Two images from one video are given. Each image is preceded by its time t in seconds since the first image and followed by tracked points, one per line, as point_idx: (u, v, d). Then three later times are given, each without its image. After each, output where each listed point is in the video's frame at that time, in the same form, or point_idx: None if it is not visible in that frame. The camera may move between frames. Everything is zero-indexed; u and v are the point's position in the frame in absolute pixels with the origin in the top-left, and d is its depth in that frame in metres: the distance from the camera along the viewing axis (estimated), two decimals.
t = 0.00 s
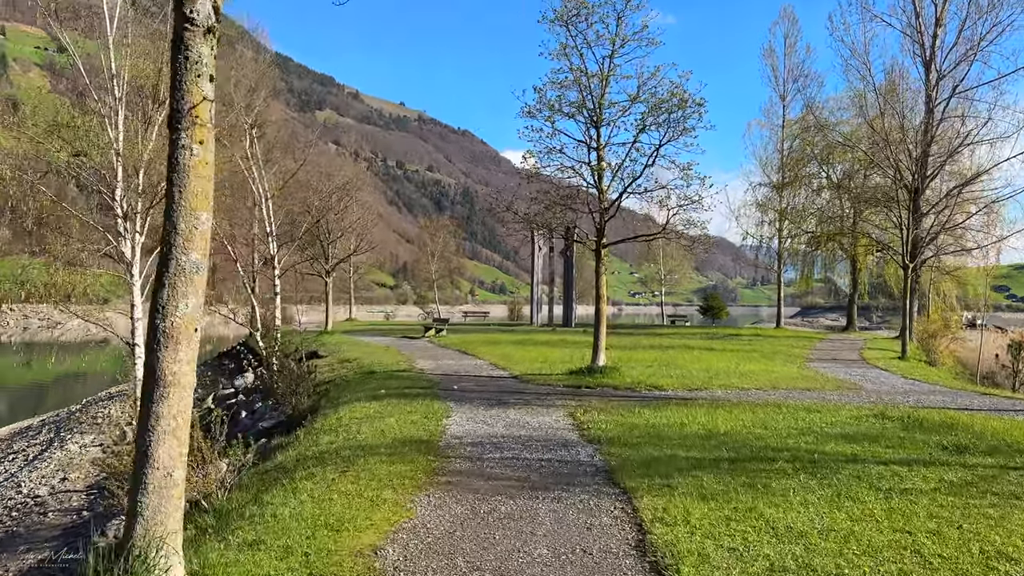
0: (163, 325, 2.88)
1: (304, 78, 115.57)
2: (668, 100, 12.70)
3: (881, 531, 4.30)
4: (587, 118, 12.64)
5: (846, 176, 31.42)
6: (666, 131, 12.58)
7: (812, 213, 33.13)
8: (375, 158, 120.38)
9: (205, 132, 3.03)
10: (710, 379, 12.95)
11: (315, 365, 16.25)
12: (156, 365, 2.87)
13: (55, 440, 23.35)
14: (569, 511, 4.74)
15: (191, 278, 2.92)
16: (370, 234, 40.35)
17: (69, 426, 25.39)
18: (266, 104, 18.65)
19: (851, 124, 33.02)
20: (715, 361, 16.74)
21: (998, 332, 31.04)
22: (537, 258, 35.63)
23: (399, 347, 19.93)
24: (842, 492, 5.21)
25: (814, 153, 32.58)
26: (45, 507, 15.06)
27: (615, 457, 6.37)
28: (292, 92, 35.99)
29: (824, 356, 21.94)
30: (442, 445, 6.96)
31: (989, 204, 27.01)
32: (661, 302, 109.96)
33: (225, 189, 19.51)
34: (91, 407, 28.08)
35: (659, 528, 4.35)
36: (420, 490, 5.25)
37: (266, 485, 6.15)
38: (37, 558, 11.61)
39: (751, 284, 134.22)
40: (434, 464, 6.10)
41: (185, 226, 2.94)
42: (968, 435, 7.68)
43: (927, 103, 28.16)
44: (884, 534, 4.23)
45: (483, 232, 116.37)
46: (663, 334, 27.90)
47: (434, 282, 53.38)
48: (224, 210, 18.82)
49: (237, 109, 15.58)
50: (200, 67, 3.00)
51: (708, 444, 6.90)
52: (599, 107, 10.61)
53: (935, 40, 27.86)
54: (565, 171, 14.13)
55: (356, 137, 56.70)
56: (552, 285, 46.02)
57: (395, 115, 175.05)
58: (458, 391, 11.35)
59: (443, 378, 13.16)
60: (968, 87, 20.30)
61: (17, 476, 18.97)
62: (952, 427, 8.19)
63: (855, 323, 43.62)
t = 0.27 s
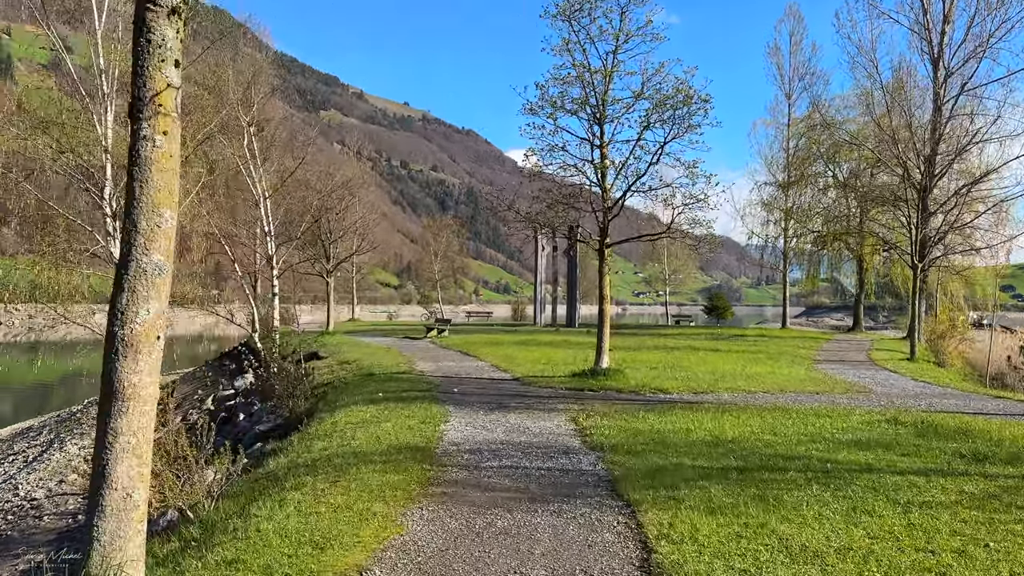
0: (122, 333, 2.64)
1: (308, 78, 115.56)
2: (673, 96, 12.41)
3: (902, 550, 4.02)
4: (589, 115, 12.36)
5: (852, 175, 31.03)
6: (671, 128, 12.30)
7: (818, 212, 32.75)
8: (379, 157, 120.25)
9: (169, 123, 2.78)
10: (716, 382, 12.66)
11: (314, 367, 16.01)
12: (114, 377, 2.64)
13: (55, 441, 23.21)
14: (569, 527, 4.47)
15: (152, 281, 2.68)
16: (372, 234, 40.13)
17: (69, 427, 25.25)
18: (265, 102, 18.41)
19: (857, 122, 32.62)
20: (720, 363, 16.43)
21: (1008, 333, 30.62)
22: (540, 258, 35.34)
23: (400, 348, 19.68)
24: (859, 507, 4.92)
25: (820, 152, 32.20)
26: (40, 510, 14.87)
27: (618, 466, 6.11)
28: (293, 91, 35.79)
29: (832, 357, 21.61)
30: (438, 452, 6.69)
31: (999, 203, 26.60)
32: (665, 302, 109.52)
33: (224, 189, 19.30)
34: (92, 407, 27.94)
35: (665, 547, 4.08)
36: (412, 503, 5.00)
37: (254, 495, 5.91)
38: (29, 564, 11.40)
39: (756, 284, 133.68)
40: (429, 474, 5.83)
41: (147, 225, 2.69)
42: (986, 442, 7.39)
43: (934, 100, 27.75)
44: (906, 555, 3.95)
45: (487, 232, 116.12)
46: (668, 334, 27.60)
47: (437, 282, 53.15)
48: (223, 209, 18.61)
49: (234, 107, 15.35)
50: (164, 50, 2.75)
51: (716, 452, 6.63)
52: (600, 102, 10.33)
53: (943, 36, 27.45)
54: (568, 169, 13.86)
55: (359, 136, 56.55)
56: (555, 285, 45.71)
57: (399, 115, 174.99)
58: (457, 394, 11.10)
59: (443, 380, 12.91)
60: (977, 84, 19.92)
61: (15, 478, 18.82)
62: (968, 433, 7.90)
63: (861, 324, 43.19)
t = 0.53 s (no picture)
0: (72, 327, 2.38)
1: (311, 78, 115.53)
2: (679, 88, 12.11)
3: (929, 564, 3.73)
4: (593, 108, 12.07)
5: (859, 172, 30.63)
6: (677, 121, 11.99)
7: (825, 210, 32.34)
8: (383, 157, 120.06)
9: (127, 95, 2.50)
10: (723, 382, 12.35)
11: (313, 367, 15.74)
12: (63, 377, 2.37)
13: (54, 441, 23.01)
14: (570, 538, 4.17)
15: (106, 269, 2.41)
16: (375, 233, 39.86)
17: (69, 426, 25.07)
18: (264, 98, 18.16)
19: (864, 119, 32.18)
20: (727, 363, 16.12)
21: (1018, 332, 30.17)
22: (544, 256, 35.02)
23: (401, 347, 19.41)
24: (879, 515, 4.63)
25: (827, 149, 31.79)
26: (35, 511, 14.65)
27: (624, 470, 5.82)
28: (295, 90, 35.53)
29: (840, 357, 21.23)
30: (436, 456, 6.41)
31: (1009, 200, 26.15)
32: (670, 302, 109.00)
33: (223, 186, 19.05)
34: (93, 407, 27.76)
35: (674, 559, 3.81)
36: (405, 510, 4.73)
37: (241, 500, 5.64)
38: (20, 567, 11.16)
39: (760, 284, 132.79)
40: (424, 479, 5.55)
41: (101, 208, 2.43)
42: (1007, 445, 7.08)
43: (943, 96, 27.32)
44: (934, 568, 3.66)
45: (491, 232, 115.83)
46: (673, 333, 27.25)
47: (440, 281, 52.89)
48: (221, 207, 18.36)
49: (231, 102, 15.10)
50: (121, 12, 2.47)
51: (726, 456, 6.34)
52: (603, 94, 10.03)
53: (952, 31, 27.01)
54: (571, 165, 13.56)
55: (362, 135, 56.32)
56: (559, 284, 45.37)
57: (403, 114, 174.92)
58: (457, 394, 10.82)
59: (443, 380, 12.63)
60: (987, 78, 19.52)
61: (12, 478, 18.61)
62: (987, 437, 7.57)
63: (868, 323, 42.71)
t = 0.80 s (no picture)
0: (20, 341, 2.12)
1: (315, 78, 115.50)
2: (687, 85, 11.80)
3: None
4: (599, 105, 11.78)
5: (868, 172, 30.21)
6: (685, 118, 11.68)
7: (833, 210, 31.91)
8: (387, 157, 119.89)
9: (83, 80, 2.22)
10: (732, 386, 12.05)
11: (314, 369, 15.50)
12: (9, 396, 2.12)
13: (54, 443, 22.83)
14: (576, 560, 3.89)
15: (57, 275, 2.16)
16: (378, 233, 39.62)
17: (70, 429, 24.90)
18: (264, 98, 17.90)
19: (873, 117, 31.74)
20: (735, 366, 15.81)
21: None
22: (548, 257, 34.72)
23: (404, 349, 19.16)
24: (908, 534, 4.33)
25: (835, 148, 31.35)
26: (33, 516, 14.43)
27: (633, 482, 5.54)
28: (298, 89, 35.30)
29: (850, 358, 20.86)
30: (435, 466, 6.14)
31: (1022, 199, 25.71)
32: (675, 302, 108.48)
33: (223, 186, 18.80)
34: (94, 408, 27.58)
35: None
36: (401, 527, 4.46)
37: (230, 514, 5.38)
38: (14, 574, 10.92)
39: (765, 284, 132.06)
40: (423, 491, 5.28)
41: (51, 206, 2.16)
42: None
43: (954, 94, 26.86)
44: None
45: (495, 232, 115.56)
46: (680, 335, 26.89)
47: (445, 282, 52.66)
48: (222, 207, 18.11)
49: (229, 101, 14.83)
50: None
51: (739, 467, 6.05)
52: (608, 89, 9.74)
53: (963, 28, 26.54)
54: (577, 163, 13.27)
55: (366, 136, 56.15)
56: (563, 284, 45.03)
57: (407, 115, 174.90)
58: (459, 399, 10.54)
59: (446, 384, 12.36)
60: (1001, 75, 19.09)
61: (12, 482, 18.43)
62: (1011, 445, 7.25)
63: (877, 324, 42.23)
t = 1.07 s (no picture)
0: None
1: (319, 79, 115.49)
2: (695, 77, 11.53)
3: None
4: (605, 98, 11.51)
5: (876, 169, 29.79)
6: (694, 111, 11.40)
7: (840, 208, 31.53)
8: (391, 158, 119.85)
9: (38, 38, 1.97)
10: (742, 385, 11.77)
11: (315, 369, 15.27)
12: None
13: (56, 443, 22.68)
14: (585, 571, 3.64)
15: (1, 260, 1.62)
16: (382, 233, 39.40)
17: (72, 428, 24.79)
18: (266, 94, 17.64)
19: (881, 114, 31.30)
20: (743, 365, 15.51)
21: None
22: (553, 256, 34.42)
23: (407, 348, 18.91)
24: (939, 544, 4.06)
25: (843, 146, 30.94)
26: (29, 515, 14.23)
27: (643, 485, 5.28)
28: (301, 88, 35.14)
29: (861, 358, 20.48)
30: (436, 468, 5.87)
31: None
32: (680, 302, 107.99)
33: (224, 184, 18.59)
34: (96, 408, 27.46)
35: None
36: (399, 534, 4.21)
37: (222, 520, 5.13)
38: None
39: (770, 284, 131.39)
40: (421, 495, 5.02)
41: None
42: None
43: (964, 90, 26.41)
44: None
45: (499, 232, 115.32)
46: (686, 334, 26.57)
47: (449, 281, 52.44)
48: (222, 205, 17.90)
49: (230, 98, 14.60)
50: None
51: (754, 469, 5.78)
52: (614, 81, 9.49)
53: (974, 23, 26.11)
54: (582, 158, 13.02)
55: (370, 135, 55.96)
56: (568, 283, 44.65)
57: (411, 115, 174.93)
58: (462, 398, 10.30)
59: (448, 383, 12.10)
60: (1014, 70, 18.67)
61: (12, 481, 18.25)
62: None
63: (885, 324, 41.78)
